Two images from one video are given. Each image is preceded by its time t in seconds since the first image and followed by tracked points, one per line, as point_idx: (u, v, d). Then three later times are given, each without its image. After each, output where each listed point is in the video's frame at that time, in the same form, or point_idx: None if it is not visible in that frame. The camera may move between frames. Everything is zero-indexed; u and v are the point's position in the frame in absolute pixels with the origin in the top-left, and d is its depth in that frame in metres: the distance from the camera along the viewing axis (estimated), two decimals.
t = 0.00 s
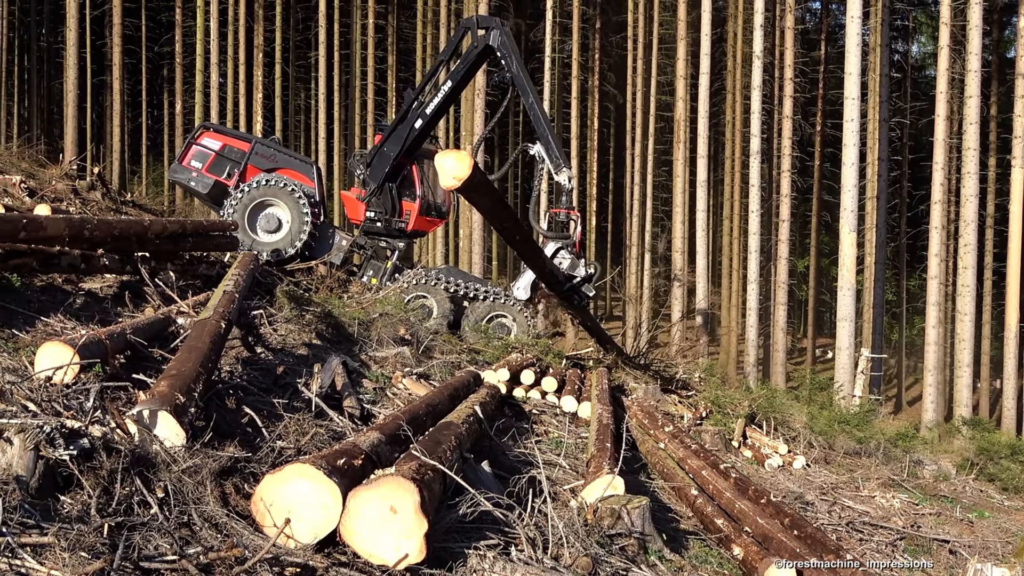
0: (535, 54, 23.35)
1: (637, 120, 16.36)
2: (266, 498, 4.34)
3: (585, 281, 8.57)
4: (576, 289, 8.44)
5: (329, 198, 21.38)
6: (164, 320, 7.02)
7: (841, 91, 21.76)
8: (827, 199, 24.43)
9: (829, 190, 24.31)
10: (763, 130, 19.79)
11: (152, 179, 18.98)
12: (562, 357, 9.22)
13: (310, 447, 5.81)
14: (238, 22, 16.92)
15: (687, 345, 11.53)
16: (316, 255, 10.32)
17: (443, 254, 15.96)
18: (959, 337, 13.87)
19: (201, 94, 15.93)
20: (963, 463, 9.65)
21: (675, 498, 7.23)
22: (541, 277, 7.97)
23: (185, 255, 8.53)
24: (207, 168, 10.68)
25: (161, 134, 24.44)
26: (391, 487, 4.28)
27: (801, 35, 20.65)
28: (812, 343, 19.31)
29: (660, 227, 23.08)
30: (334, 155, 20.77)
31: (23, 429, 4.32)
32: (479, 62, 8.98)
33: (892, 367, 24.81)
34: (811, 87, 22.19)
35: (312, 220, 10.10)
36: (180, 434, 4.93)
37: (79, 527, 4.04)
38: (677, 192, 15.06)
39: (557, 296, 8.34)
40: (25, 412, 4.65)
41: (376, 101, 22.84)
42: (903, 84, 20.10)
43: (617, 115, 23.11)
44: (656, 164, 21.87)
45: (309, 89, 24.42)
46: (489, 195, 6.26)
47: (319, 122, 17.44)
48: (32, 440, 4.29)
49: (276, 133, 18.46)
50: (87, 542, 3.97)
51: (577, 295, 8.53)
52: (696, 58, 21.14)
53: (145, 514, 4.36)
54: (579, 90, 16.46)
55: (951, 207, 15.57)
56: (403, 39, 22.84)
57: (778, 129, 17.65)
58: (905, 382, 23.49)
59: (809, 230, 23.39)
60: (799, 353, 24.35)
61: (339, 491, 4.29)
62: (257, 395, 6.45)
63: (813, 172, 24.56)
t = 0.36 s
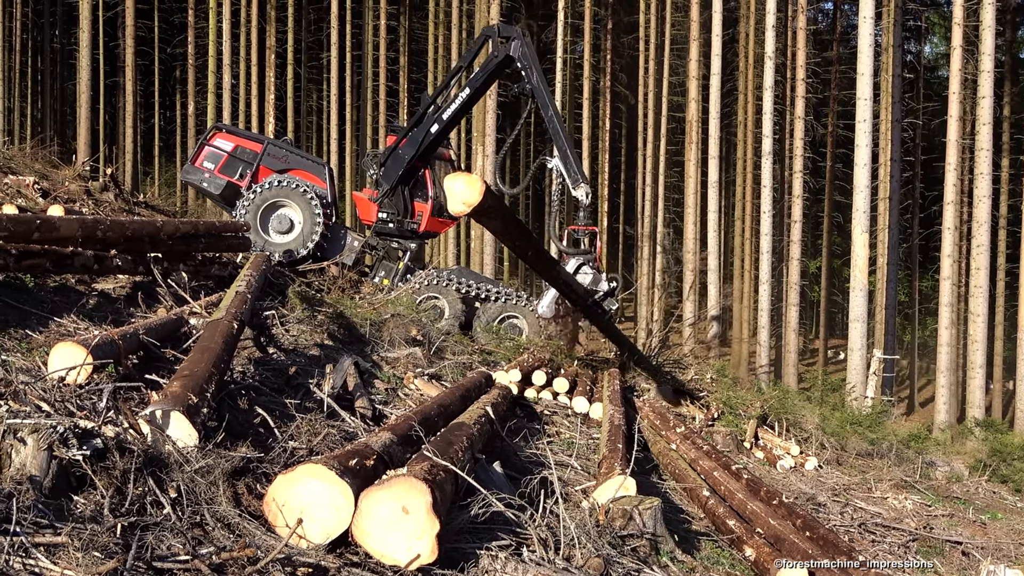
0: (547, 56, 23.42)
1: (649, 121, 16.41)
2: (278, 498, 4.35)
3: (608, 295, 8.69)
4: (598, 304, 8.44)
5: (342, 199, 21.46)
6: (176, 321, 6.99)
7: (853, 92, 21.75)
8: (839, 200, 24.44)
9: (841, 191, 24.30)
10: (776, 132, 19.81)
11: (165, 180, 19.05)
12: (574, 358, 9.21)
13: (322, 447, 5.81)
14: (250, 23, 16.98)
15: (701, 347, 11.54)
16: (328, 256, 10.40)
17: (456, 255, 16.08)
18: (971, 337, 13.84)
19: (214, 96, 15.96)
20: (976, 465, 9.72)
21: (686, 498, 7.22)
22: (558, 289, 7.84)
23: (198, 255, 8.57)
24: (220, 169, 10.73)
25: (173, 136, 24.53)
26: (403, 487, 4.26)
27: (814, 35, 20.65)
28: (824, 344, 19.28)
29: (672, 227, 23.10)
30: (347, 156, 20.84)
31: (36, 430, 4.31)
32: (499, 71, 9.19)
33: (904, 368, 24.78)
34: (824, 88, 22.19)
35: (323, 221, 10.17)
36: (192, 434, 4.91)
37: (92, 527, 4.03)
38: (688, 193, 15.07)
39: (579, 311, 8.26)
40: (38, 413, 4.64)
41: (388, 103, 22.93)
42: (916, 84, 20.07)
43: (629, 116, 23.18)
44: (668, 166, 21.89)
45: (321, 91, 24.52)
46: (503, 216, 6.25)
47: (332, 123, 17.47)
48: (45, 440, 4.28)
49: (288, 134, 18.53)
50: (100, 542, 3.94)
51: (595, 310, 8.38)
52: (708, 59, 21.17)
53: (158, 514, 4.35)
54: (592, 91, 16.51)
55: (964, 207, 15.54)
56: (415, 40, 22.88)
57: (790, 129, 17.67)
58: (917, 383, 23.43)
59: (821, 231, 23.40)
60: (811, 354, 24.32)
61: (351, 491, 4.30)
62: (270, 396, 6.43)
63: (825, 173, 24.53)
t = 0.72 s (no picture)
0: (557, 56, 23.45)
1: (660, 121, 16.42)
2: (288, 498, 4.33)
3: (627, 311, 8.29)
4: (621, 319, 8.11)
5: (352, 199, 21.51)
6: (187, 321, 6.98)
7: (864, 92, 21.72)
8: (850, 200, 24.44)
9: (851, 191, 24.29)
10: (786, 132, 19.80)
11: (176, 181, 19.10)
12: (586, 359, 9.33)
13: (332, 447, 5.79)
14: (261, 23, 17.04)
15: (714, 348, 11.55)
16: (338, 256, 10.41)
17: (467, 255, 16.15)
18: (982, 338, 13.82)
19: (225, 96, 16.02)
20: (988, 466, 9.74)
21: (697, 500, 7.25)
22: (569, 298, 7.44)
23: (208, 256, 8.58)
24: (231, 170, 10.76)
25: (184, 136, 24.62)
26: (412, 488, 4.23)
27: (825, 35, 20.63)
28: (835, 344, 19.27)
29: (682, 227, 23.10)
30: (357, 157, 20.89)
31: (48, 429, 4.27)
32: (519, 78, 9.40)
33: (915, 368, 24.75)
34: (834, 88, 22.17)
35: (333, 221, 10.19)
36: (203, 434, 4.86)
37: (103, 526, 4.00)
38: (698, 193, 15.07)
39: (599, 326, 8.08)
40: (50, 412, 4.62)
41: (398, 103, 22.98)
42: (927, 84, 20.02)
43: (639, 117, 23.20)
44: (678, 166, 21.88)
45: (332, 91, 24.58)
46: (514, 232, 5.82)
47: (342, 123, 17.50)
48: (56, 440, 4.25)
49: (298, 134, 18.58)
50: (111, 541, 3.92)
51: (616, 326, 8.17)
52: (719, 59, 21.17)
53: (169, 514, 4.36)
54: (602, 92, 16.51)
55: (975, 208, 15.52)
56: (426, 40, 22.91)
57: (800, 130, 17.64)
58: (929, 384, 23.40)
59: (831, 231, 23.39)
60: (822, 355, 24.33)
61: (361, 491, 4.28)
62: (280, 396, 6.43)
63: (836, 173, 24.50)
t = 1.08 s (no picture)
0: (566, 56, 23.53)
1: (669, 120, 16.46)
2: (298, 498, 4.29)
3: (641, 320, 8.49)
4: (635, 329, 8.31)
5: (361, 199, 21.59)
6: (195, 321, 6.93)
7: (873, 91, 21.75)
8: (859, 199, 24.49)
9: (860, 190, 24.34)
10: (796, 131, 19.85)
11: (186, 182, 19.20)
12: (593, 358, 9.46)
13: (342, 447, 5.74)
14: (271, 23, 17.11)
15: (726, 347, 11.59)
16: (347, 256, 10.43)
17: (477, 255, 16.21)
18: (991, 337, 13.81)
19: (235, 97, 16.13)
20: (998, 464, 9.78)
21: (706, 499, 7.20)
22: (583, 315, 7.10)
23: (218, 256, 8.60)
24: (240, 169, 10.84)
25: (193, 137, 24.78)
26: (421, 487, 4.17)
27: (835, 34, 20.66)
28: (845, 343, 19.30)
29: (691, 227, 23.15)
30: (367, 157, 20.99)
31: (58, 429, 4.26)
32: (532, 84, 9.63)
33: (925, 367, 24.77)
34: (843, 87, 22.20)
35: (343, 221, 10.24)
36: (213, 433, 4.81)
37: (114, 526, 3.99)
38: (707, 192, 15.07)
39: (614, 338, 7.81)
40: (60, 412, 4.56)
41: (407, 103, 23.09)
42: (937, 83, 20.04)
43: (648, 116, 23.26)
44: (688, 165, 21.92)
45: (341, 92, 24.70)
46: (528, 272, 5.46)
47: (351, 123, 17.59)
48: (67, 440, 4.23)
49: (308, 134, 18.65)
50: (122, 541, 3.91)
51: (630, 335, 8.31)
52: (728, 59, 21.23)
53: (179, 513, 4.31)
54: (611, 91, 16.58)
55: (986, 206, 15.53)
56: (435, 40, 23.00)
57: (810, 129, 17.66)
58: (939, 382, 23.41)
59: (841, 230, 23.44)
60: (832, 354, 24.37)
61: (371, 490, 4.23)
62: (290, 396, 6.39)
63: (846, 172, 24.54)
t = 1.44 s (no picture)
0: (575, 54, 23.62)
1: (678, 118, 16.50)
2: (307, 496, 4.24)
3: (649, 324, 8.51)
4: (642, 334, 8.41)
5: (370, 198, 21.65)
6: (204, 319, 6.88)
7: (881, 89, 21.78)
8: (867, 197, 24.53)
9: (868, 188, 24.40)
10: (804, 129, 19.89)
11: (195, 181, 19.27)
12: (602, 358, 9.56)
13: (351, 446, 5.63)
14: (281, 21, 17.14)
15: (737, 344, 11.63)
16: (355, 254, 10.50)
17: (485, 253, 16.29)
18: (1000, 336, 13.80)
19: (244, 95, 16.16)
20: (1008, 462, 9.84)
21: (715, 497, 7.20)
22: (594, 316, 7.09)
23: (227, 255, 8.61)
24: (249, 168, 10.89)
25: (202, 135, 24.89)
26: (430, 485, 4.16)
27: (843, 32, 20.68)
28: (854, 342, 19.29)
29: (699, 225, 23.18)
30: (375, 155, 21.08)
31: (66, 428, 4.20)
32: (541, 86, 9.68)
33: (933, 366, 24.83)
34: (851, 85, 22.24)
35: (351, 220, 10.27)
36: (222, 432, 4.76)
37: (122, 525, 3.92)
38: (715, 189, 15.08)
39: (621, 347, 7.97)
40: (69, 410, 4.50)
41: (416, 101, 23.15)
42: (945, 81, 20.06)
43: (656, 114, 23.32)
44: (696, 164, 21.96)
45: (349, 90, 24.78)
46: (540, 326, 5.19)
47: (361, 121, 17.63)
48: (76, 438, 4.17)
49: (317, 132, 18.70)
50: (131, 539, 3.84)
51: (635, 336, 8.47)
52: (736, 57, 21.27)
53: (188, 512, 4.25)
54: (620, 88, 16.59)
55: (995, 204, 15.52)
56: (443, 38, 23.04)
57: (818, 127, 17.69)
58: (948, 381, 23.41)
59: (849, 228, 23.50)
60: (840, 353, 24.42)
61: (379, 489, 4.17)
62: (298, 394, 6.34)
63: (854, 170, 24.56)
